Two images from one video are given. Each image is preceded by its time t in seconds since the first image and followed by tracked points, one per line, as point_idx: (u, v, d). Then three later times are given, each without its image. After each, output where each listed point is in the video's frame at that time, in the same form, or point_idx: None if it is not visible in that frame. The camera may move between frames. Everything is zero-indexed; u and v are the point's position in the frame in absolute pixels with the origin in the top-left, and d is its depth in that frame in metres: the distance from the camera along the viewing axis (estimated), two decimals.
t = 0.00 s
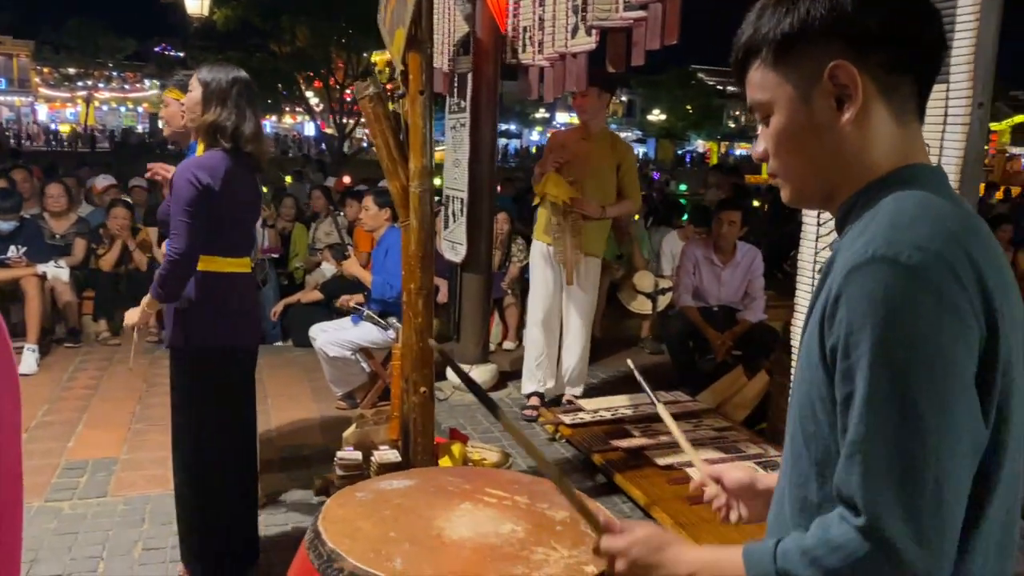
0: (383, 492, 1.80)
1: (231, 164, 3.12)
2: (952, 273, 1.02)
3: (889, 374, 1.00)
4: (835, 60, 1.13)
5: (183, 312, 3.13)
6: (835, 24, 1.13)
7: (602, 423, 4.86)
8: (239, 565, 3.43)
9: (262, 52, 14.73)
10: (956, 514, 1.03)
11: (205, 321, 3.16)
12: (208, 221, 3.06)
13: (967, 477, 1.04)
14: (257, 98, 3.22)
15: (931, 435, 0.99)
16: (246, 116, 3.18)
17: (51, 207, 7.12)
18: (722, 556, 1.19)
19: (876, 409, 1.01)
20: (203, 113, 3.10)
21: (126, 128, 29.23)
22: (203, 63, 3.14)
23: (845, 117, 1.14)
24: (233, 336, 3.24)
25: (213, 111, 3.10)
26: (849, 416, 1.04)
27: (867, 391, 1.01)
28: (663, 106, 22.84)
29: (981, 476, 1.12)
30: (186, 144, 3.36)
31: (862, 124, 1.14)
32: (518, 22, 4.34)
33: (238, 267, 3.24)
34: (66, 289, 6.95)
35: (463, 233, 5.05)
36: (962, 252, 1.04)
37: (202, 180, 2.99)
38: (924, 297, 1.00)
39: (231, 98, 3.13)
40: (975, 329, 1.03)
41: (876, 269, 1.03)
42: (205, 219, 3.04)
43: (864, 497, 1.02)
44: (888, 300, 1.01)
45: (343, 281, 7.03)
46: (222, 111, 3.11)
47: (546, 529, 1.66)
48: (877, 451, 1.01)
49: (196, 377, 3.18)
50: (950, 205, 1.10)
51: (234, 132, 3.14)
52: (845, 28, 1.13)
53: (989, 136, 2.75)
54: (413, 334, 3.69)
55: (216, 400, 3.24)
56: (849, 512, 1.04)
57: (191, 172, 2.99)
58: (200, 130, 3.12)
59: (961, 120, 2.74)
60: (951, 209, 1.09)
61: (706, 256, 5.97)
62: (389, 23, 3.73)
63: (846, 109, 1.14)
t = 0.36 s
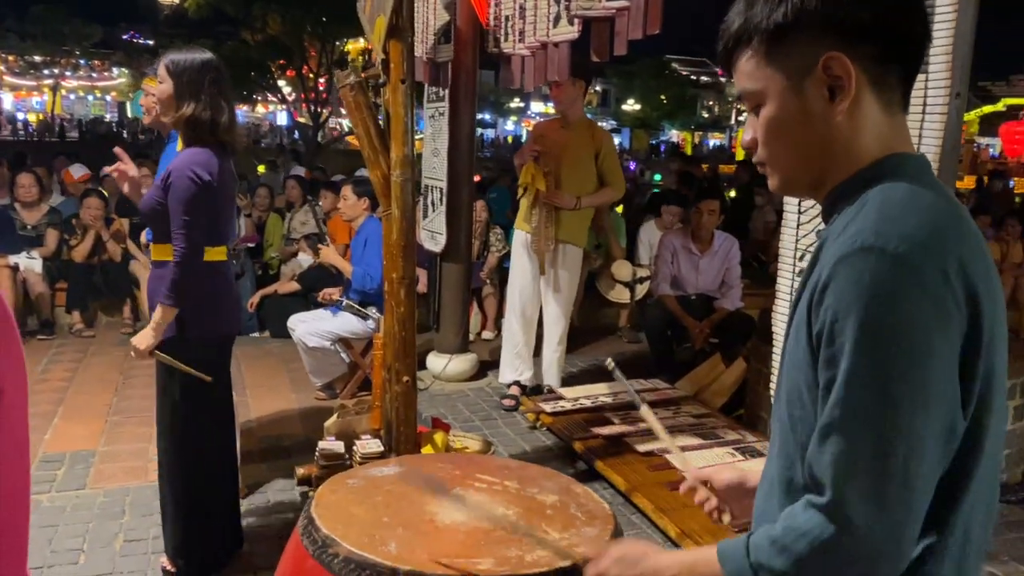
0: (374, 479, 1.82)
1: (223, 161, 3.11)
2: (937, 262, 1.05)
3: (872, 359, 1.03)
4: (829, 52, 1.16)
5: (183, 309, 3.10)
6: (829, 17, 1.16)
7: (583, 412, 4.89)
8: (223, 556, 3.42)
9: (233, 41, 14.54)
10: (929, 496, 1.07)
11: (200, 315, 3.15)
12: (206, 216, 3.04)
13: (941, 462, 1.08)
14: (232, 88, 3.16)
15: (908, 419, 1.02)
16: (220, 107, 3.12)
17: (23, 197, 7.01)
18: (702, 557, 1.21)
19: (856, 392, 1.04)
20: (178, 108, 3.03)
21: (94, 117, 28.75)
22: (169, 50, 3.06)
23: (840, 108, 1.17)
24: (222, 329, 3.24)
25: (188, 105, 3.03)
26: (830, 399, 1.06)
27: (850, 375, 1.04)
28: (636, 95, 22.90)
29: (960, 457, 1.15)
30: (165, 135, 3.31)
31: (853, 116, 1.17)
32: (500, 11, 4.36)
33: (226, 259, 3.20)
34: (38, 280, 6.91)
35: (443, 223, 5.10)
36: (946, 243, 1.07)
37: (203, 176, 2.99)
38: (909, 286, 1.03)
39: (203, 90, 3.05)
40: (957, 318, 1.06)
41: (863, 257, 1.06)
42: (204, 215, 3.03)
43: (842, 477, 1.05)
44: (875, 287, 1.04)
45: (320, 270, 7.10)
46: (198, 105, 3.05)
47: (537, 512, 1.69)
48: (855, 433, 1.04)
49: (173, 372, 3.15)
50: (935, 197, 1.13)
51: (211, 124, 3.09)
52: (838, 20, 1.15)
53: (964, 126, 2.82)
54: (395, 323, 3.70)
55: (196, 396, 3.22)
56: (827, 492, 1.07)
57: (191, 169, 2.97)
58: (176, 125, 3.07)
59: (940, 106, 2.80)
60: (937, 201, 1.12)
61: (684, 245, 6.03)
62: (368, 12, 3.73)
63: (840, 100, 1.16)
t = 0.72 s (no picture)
0: (368, 466, 1.85)
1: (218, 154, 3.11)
2: (926, 248, 1.07)
3: (863, 343, 1.05)
4: (832, 45, 1.17)
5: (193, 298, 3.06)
6: (829, 8, 1.16)
7: (571, 400, 4.92)
8: (214, 546, 3.43)
9: (215, 29, 14.40)
10: (919, 476, 1.09)
11: (201, 307, 3.13)
12: (210, 208, 3.03)
13: (931, 442, 1.10)
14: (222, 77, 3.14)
15: (899, 400, 1.05)
16: (212, 97, 3.10)
17: (5, 187, 6.94)
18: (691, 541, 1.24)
19: (847, 376, 1.06)
20: (171, 98, 3.00)
21: (73, 106, 28.37)
22: (159, 39, 3.03)
23: (839, 100, 1.19)
24: (219, 319, 3.24)
25: (181, 96, 3.01)
26: (823, 383, 1.08)
27: (841, 358, 1.06)
28: (621, 85, 22.88)
29: (948, 438, 1.18)
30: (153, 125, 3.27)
31: (849, 108, 1.20)
32: None
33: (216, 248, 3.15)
34: (21, 271, 6.86)
35: (430, 213, 5.08)
36: (935, 229, 1.09)
37: (208, 167, 2.99)
38: (899, 271, 1.05)
39: (196, 80, 3.04)
40: (945, 303, 1.08)
41: (853, 243, 1.08)
42: (209, 207, 3.02)
43: (836, 459, 1.07)
44: (865, 273, 1.06)
45: (306, 261, 7.09)
46: (191, 95, 3.02)
47: (530, 498, 1.72)
48: (847, 415, 1.06)
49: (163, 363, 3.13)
50: (923, 183, 1.15)
51: (205, 114, 3.07)
52: (839, 13, 1.16)
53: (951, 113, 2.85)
54: (384, 313, 3.70)
55: (187, 386, 3.19)
56: (821, 474, 1.09)
57: (197, 160, 2.97)
58: (169, 116, 3.03)
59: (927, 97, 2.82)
60: (925, 188, 1.14)
61: (670, 235, 6.04)
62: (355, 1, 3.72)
63: (838, 93, 1.18)
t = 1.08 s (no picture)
0: (365, 450, 1.87)
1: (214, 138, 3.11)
2: (921, 230, 1.09)
3: (861, 326, 1.06)
4: (817, 29, 1.18)
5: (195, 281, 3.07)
6: None
7: (563, 387, 4.94)
8: (209, 533, 3.44)
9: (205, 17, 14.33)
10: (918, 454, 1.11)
11: (199, 291, 3.13)
12: (208, 192, 3.03)
13: (929, 421, 1.12)
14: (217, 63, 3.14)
15: (899, 381, 1.06)
16: (208, 82, 3.10)
17: None
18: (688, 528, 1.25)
19: (846, 359, 1.07)
20: (166, 82, 2.99)
21: (59, 93, 28.09)
22: (153, 26, 3.02)
23: (822, 83, 1.20)
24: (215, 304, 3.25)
25: (178, 80, 3.00)
26: (823, 365, 1.10)
27: (840, 341, 1.08)
28: (612, 73, 22.87)
29: (941, 419, 1.19)
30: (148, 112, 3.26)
31: (832, 93, 1.20)
32: None
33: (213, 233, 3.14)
34: (10, 259, 6.82)
35: (422, 200, 5.07)
36: (929, 211, 1.11)
37: (207, 150, 2.99)
38: (896, 254, 1.07)
39: (191, 64, 3.03)
40: (941, 284, 1.10)
41: (850, 227, 1.09)
42: (207, 191, 3.02)
43: (837, 441, 1.08)
44: (862, 256, 1.07)
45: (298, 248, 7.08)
46: (188, 79, 3.02)
47: (526, 481, 1.75)
48: (848, 397, 1.08)
49: (156, 351, 3.13)
50: (917, 166, 1.17)
51: (201, 98, 3.07)
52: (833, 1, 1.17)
53: (940, 100, 2.88)
54: (378, 300, 3.71)
55: (182, 373, 3.19)
56: (822, 456, 1.11)
57: (195, 144, 2.96)
58: (165, 101, 3.02)
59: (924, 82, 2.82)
60: (919, 171, 1.15)
61: (662, 222, 6.05)
62: None
63: (820, 77, 1.20)
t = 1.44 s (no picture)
0: (364, 435, 1.89)
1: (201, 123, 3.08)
2: (921, 217, 1.09)
3: (858, 310, 1.07)
4: None
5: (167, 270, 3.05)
6: None
7: (559, 373, 4.96)
8: (207, 519, 3.46)
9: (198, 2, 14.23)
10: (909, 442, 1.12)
11: (180, 276, 3.12)
12: (185, 179, 3.00)
13: (921, 410, 1.13)
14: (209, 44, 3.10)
15: (893, 368, 1.07)
16: (196, 62, 3.06)
17: None
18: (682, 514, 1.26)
19: (842, 343, 1.08)
20: (154, 62, 2.97)
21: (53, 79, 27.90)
22: (147, 11, 3.00)
23: (813, 53, 1.22)
24: (201, 289, 3.24)
25: (164, 60, 2.97)
26: (819, 349, 1.11)
27: (836, 325, 1.08)
28: (608, 59, 22.79)
29: (941, 407, 1.20)
30: (144, 98, 3.24)
31: (825, 64, 1.22)
32: None
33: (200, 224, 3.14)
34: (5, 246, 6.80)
35: (418, 186, 5.08)
36: (931, 198, 1.11)
37: (184, 136, 2.95)
38: (895, 240, 1.07)
39: (179, 45, 3.00)
40: (939, 271, 1.10)
41: (852, 210, 1.10)
42: (185, 177, 2.99)
43: (830, 425, 1.09)
44: (861, 240, 1.08)
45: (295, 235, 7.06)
46: (174, 59, 2.99)
47: (525, 465, 1.77)
48: (842, 381, 1.08)
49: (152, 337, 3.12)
50: (921, 152, 1.17)
51: (189, 79, 3.04)
52: None
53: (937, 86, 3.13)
54: (375, 287, 3.72)
55: (178, 359, 3.20)
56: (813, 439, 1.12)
57: (173, 128, 2.93)
58: (154, 82, 3.00)
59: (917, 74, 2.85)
60: (921, 157, 1.16)
61: (658, 209, 6.05)
62: None
63: (815, 45, 1.21)
